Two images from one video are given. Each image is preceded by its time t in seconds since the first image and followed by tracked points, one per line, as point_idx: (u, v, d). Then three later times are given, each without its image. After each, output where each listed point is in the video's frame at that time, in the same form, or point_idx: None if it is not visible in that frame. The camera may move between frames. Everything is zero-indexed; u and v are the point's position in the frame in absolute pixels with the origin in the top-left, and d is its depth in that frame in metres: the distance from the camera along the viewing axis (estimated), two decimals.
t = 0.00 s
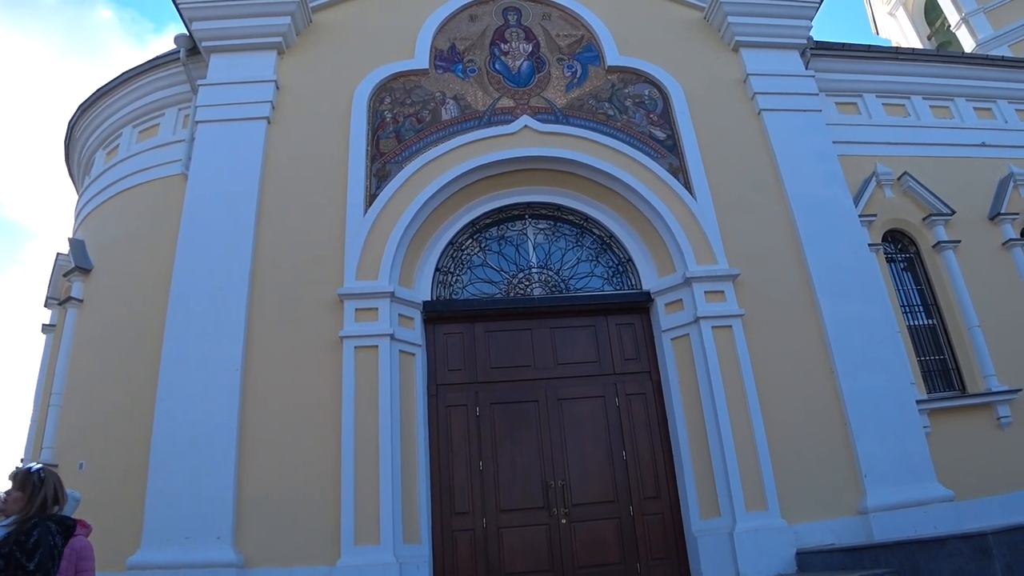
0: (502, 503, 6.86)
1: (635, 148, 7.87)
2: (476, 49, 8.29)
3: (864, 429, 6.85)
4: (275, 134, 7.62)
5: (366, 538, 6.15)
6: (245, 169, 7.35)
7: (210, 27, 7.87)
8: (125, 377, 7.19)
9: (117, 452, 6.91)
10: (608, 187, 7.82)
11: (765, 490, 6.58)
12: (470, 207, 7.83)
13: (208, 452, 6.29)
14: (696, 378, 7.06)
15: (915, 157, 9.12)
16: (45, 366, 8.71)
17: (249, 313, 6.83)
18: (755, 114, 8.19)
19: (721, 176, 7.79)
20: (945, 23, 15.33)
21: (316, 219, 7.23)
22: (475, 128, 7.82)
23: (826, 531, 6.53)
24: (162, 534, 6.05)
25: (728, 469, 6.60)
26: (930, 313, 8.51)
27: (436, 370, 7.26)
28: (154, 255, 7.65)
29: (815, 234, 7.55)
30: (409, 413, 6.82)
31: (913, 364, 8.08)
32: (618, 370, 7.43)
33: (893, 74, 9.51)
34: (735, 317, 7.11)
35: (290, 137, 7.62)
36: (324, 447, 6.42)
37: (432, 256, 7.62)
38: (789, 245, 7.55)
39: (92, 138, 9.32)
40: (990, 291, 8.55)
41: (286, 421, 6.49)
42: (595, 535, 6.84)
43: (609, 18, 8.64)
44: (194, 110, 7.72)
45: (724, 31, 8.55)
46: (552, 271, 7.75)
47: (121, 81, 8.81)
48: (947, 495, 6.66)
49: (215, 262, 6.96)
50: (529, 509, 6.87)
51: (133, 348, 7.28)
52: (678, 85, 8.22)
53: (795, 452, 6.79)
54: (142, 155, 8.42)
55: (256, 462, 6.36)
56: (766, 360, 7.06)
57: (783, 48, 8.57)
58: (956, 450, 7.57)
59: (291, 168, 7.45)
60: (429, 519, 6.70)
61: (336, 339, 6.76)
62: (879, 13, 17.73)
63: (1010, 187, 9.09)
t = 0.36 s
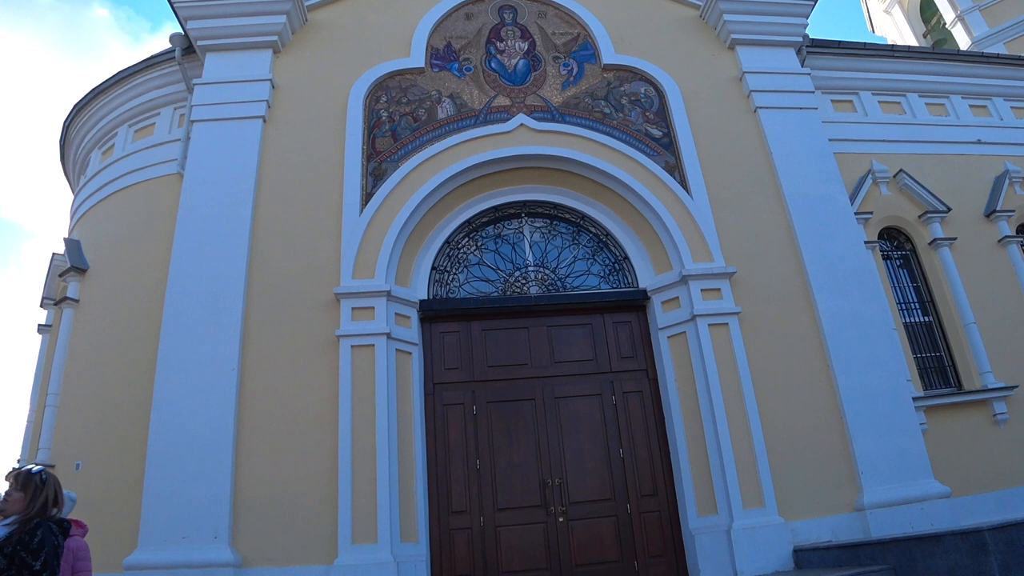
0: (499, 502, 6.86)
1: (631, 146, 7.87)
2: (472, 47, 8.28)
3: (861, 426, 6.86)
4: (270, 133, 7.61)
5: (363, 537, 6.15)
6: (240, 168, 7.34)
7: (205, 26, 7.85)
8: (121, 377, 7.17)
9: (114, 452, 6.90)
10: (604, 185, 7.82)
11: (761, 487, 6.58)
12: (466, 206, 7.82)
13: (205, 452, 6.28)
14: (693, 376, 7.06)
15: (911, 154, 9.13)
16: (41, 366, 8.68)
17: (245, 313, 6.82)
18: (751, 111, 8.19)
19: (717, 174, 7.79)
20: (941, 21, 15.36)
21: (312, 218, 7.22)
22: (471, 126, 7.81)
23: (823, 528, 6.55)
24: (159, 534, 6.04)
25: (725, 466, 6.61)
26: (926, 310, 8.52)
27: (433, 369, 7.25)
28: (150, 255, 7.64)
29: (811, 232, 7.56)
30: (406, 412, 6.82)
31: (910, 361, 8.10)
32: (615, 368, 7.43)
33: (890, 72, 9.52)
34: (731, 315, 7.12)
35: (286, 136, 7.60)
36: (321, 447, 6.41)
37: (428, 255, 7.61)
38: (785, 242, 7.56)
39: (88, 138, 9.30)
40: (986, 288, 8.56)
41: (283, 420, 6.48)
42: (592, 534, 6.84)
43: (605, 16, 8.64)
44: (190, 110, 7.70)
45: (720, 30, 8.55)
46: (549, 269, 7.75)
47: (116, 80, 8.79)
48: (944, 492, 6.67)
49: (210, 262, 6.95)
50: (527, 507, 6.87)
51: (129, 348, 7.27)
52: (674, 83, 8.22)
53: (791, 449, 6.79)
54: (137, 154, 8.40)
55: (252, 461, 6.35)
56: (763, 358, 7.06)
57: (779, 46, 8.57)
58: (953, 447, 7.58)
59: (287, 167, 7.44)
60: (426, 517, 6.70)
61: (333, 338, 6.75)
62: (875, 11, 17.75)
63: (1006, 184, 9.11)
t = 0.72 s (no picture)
0: (497, 501, 6.86)
1: (629, 144, 7.87)
2: (470, 46, 8.27)
3: (859, 424, 6.86)
4: (268, 133, 7.60)
5: (362, 536, 6.15)
6: (238, 168, 7.33)
7: (202, 25, 7.84)
8: (119, 376, 7.17)
9: (112, 451, 6.90)
10: (602, 184, 7.82)
11: (759, 485, 6.59)
12: (464, 205, 7.81)
13: (203, 452, 6.28)
14: (691, 374, 7.06)
15: (909, 153, 9.14)
16: (39, 366, 8.68)
17: (243, 312, 6.81)
18: (749, 110, 8.20)
19: (715, 172, 7.79)
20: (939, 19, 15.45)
21: (310, 217, 7.21)
22: (469, 125, 7.81)
23: (821, 527, 6.56)
24: (157, 534, 6.04)
25: (723, 464, 6.61)
26: (924, 308, 8.53)
27: (431, 368, 7.25)
28: (148, 254, 7.63)
29: (809, 231, 7.56)
30: (405, 411, 6.82)
31: (907, 359, 8.11)
32: (613, 367, 7.43)
33: (887, 70, 9.53)
34: (729, 313, 7.12)
35: (284, 135, 7.60)
36: (319, 446, 6.41)
37: (427, 254, 7.61)
38: (783, 241, 7.56)
39: (85, 137, 9.28)
40: (983, 286, 8.57)
41: (281, 420, 6.48)
42: (591, 532, 6.85)
43: (602, 14, 8.64)
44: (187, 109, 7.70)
45: (717, 28, 8.55)
46: (547, 268, 7.75)
47: (114, 80, 8.78)
48: (942, 490, 6.69)
49: (208, 261, 6.94)
50: (525, 506, 6.87)
51: (127, 347, 7.26)
52: (672, 82, 8.22)
53: (790, 447, 6.80)
54: (135, 153, 8.39)
55: (251, 461, 6.34)
56: (761, 356, 7.07)
57: (776, 45, 8.58)
58: (951, 445, 7.59)
59: (285, 167, 7.43)
60: (424, 516, 6.70)
61: (331, 337, 6.75)
62: (873, 9, 17.75)
63: (1004, 182, 9.11)
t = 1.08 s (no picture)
0: (496, 500, 6.86)
1: (627, 144, 7.87)
2: (469, 45, 8.27)
3: (857, 424, 6.87)
4: (267, 132, 7.60)
5: (361, 536, 6.15)
6: (237, 167, 7.33)
7: (201, 24, 7.83)
8: (118, 376, 7.16)
9: (111, 451, 6.89)
10: (601, 183, 7.82)
11: (758, 485, 6.59)
12: (463, 204, 7.81)
13: (201, 451, 6.27)
14: (690, 374, 7.07)
15: (907, 153, 9.14)
16: (38, 365, 8.67)
17: (242, 312, 6.81)
18: (748, 110, 8.20)
19: (714, 172, 7.79)
20: (938, 18, 15.48)
21: (309, 217, 7.21)
22: (468, 124, 7.80)
23: (820, 526, 6.57)
24: (156, 534, 6.04)
25: (722, 464, 6.61)
26: (923, 308, 8.54)
27: (430, 368, 7.25)
28: (147, 253, 7.63)
29: (808, 230, 7.57)
30: (404, 411, 6.82)
31: (906, 358, 8.11)
32: (612, 366, 7.43)
33: (886, 70, 9.53)
34: (728, 313, 7.12)
35: (283, 134, 7.59)
36: (317, 445, 6.41)
37: (425, 253, 7.61)
38: (782, 241, 7.56)
39: (84, 136, 9.27)
40: (982, 286, 8.58)
41: (279, 419, 6.47)
42: (590, 532, 6.85)
43: (601, 14, 8.64)
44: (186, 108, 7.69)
45: (716, 28, 8.55)
46: (546, 267, 7.75)
47: (112, 79, 8.77)
48: (941, 489, 6.69)
49: (207, 261, 6.94)
50: (524, 505, 6.87)
51: (126, 347, 7.26)
52: (671, 82, 8.22)
53: (788, 447, 6.81)
54: (134, 153, 8.38)
55: (250, 460, 6.34)
56: (759, 356, 7.07)
57: (775, 44, 8.58)
58: (950, 444, 7.59)
59: (284, 166, 7.43)
60: (423, 516, 6.70)
61: (329, 337, 6.75)
62: (873, 9, 17.76)
63: (1002, 181, 9.12)
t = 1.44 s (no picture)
0: (496, 500, 6.86)
1: (627, 144, 7.86)
2: (468, 45, 8.27)
3: (857, 424, 6.87)
4: (267, 132, 7.60)
5: (360, 536, 6.15)
6: (237, 167, 7.32)
7: (201, 24, 7.83)
8: (118, 376, 7.16)
9: (110, 451, 6.88)
10: (601, 183, 7.82)
11: (758, 485, 6.59)
12: (462, 204, 7.81)
13: (201, 451, 6.27)
14: (690, 374, 7.07)
15: (907, 153, 9.14)
16: (37, 365, 8.67)
17: (241, 312, 6.80)
18: (748, 110, 8.20)
19: (714, 172, 7.79)
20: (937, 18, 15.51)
21: (308, 217, 7.21)
22: (467, 124, 7.80)
23: (820, 526, 6.57)
24: (155, 534, 6.03)
25: (722, 464, 6.62)
26: (922, 308, 8.54)
27: (429, 368, 7.25)
28: (147, 253, 7.62)
29: (808, 230, 7.57)
30: (403, 410, 6.82)
31: (906, 358, 8.11)
32: (612, 366, 7.43)
33: (885, 70, 9.53)
34: (727, 313, 7.12)
35: (282, 134, 7.59)
36: (317, 445, 6.41)
37: (425, 253, 7.60)
38: (781, 241, 7.56)
39: (84, 136, 9.27)
40: (982, 285, 8.58)
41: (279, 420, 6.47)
42: (590, 532, 6.85)
43: (601, 14, 8.64)
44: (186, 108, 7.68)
45: (716, 27, 8.55)
46: (545, 267, 7.75)
47: (112, 79, 8.77)
48: (940, 489, 6.69)
49: (207, 261, 6.94)
50: (524, 505, 6.87)
51: (125, 347, 7.25)
52: (671, 82, 8.22)
53: (788, 447, 6.81)
54: (134, 152, 8.38)
55: (249, 460, 6.34)
56: (759, 356, 7.07)
57: (775, 44, 8.58)
58: (949, 444, 7.60)
59: (283, 166, 7.43)
60: (423, 516, 6.70)
61: (329, 337, 6.74)
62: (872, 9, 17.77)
63: (1002, 181, 9.12)
